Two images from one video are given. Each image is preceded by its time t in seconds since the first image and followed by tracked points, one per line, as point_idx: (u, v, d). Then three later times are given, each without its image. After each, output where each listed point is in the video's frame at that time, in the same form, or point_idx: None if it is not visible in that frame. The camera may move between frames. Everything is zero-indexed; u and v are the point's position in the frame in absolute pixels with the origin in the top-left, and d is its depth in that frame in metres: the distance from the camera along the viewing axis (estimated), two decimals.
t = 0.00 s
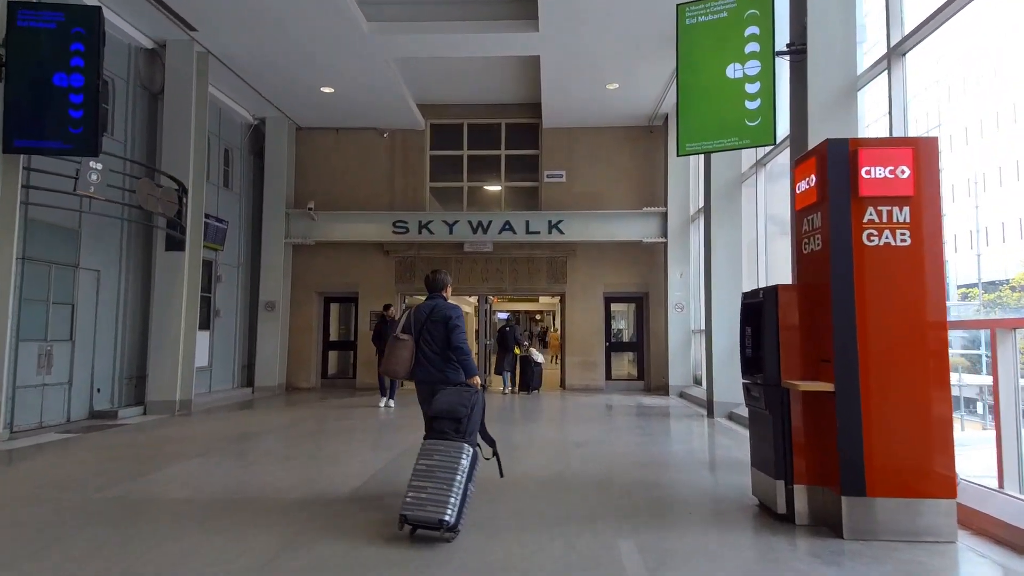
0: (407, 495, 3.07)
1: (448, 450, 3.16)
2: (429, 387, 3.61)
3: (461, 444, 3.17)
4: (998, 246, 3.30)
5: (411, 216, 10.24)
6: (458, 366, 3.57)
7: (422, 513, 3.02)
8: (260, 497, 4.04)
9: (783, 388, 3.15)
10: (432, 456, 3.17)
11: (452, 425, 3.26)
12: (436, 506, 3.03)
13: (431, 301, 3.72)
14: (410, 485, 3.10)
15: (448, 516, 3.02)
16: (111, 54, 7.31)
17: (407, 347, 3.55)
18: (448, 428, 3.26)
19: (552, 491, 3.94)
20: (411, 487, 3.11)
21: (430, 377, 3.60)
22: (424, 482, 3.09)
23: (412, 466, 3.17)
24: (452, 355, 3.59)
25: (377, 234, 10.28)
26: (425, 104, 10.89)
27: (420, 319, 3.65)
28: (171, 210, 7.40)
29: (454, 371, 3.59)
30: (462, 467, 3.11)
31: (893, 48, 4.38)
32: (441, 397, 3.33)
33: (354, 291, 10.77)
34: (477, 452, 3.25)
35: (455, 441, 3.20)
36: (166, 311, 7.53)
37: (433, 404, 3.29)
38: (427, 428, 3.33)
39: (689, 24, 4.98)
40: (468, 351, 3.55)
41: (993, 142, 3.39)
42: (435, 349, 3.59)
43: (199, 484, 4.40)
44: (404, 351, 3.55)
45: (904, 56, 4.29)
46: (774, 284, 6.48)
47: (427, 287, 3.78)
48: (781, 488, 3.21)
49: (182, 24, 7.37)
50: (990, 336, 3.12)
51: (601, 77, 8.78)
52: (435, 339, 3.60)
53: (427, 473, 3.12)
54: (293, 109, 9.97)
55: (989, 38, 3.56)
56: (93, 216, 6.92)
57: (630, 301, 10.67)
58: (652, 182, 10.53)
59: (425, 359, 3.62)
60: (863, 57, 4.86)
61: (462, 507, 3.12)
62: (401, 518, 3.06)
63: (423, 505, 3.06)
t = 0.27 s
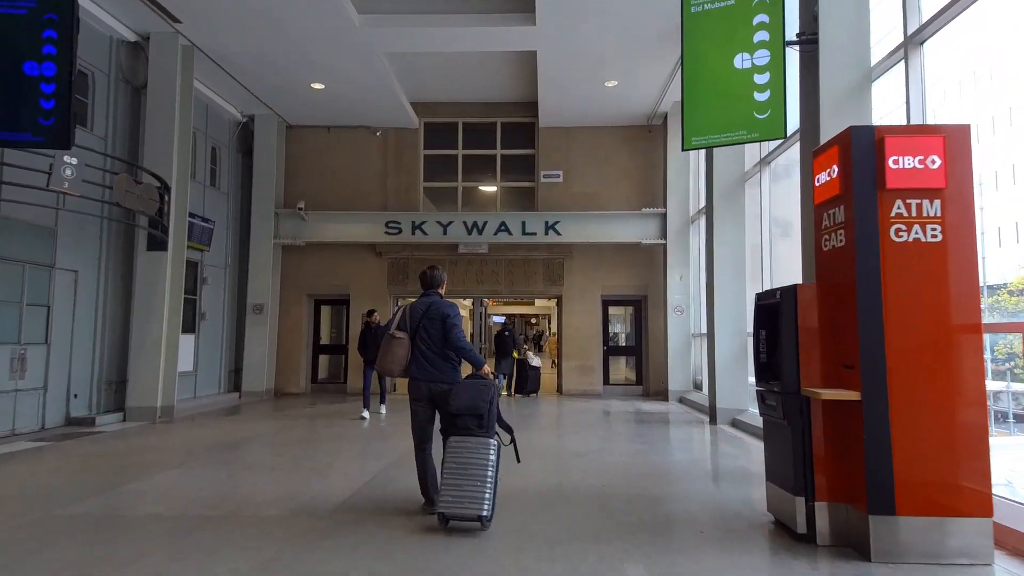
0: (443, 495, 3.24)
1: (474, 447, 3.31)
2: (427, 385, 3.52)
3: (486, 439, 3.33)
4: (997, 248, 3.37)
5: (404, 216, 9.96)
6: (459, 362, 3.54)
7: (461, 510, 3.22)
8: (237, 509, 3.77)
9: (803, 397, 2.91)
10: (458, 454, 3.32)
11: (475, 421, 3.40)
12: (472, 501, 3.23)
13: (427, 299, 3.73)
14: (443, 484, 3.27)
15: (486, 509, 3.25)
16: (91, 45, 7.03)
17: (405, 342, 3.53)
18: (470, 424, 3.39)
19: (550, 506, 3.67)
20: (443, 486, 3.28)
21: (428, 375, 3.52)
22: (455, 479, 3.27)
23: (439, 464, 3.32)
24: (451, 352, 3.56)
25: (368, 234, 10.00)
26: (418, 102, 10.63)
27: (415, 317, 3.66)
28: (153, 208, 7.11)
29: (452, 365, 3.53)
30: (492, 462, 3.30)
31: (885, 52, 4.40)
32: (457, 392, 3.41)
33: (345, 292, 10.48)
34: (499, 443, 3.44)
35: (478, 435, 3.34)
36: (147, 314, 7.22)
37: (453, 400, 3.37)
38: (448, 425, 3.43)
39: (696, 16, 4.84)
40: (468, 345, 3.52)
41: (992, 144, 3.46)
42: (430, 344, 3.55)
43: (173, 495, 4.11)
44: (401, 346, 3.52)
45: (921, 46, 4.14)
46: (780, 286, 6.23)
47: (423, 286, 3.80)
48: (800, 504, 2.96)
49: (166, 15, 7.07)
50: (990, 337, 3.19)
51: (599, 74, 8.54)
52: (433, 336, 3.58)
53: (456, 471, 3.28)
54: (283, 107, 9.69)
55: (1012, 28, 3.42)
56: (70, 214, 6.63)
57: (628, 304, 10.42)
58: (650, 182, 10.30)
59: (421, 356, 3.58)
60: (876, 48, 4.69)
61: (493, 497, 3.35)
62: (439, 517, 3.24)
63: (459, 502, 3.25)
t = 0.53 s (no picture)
0: (471, 495, 3.43)
1: (498, 448, 3.46)
2: (429, 393, 3.56)
3: (508, 439, 3.49)
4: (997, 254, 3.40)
5: (402, 215, 9.70)
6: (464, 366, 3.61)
7: (489, 507, 3.44)
8: (218, 525, 3.50)
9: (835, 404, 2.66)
10: (482, 453, 3.47)
11: (494, 421, 3.51)
12: (499, 498, 3.44)
13: (428, 304, 3.76)
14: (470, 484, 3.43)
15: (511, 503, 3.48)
16: (76, 36, 6.76)
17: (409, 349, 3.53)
18: (490, 424, 3.50)
19: (554, 523, 3.41)
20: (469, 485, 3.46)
21: (431, 382, 3.57)
22: (482, 478, 3.45)
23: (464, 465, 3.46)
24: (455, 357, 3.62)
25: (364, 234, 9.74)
26: (416, 99, 10.39)
27: (417, 324, 3.66)
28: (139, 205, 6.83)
29: (455, 374, 3.60)
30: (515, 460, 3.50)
31: (894, 49, 4.31)
32: (472, 394, 3.46)
33: (341, 294, 10.22)
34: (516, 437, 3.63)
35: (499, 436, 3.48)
36: (133, 315, 6.95)
37: (474, 403, 3.43)
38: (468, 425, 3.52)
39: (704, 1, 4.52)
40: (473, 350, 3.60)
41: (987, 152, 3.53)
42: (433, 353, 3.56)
43: (151, 507, 3.84)
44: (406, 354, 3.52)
45: (949, 30, 3.91)
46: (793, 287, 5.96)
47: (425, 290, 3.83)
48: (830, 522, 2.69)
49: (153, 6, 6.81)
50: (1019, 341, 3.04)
51: (602, 69, 8.29)
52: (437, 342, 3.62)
53: (482, 471, 3.45)
54: (277, 103, 9.44)
55: None
56: (52, 211, 6.35)
57: (631, 306, 10.17)
58: (654, 182, 10.05)
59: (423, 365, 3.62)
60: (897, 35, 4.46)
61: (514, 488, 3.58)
62: (468, 514, 3.44)
63: (487, 499, 3.45)
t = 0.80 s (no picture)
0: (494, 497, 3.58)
1: (521, 453, 3.61)
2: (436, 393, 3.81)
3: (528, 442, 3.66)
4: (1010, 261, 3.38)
5: (404, 217, 9.47)
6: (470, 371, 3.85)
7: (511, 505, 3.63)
8: (205, 544, 3.26)
9: (884, 418, 2.39)
10: (505, 458, 3.59)
11: (513, 426, 3.64)
12: (517, 495, 3.64)
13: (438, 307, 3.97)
14: (495, 485, 3.58)
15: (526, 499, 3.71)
16: (69, 33, 6.57)
17: (419, 348, 3.77)
18: (509, 429, 3.62)
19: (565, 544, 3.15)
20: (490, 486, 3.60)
21: (438, 383, 3.83)
22: (503, 478, 3.61)
23: (485, 469, 3.56)
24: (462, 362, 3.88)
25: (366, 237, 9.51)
26: (418, 99, 10.17)
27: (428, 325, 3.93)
28: (132, 205, 6.60)
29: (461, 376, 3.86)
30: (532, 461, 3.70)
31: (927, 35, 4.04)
32: (496, 403, 3.59)
33: (342, 298, 9.98)
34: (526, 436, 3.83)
35: (519, 439, 3.63)
36: (126, 320, 6.73)
37: (497, 412, 3.56)
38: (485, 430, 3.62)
39: None
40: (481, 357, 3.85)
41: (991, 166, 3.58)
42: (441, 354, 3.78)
43: (135, 523, 3.60)
44: (415, 354, 3.75)
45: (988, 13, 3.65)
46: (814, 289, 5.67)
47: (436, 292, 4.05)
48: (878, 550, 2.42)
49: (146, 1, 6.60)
50: None
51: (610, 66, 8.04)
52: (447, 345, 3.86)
53: (504, 472, 3.60)
54: (277, 103, 9.24)
55: None
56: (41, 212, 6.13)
57: (639, 310, 9.90)
58: (663, 182, 9.79)
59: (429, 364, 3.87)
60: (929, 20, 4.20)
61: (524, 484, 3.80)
62: (490, 515, 3.58)
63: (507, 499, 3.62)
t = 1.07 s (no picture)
0: (510, 491, 3.76)
1: (531, 446, 3.86)
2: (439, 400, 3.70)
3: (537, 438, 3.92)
4: None
5: (406, 215, 9.21)
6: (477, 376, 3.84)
7: (523, 499, 3.82)
8: (185, 559, 2.99)
9: (946, 424, 2.10)
10: (520, 453, 3.81)
11: (525, 423, 3.85)
12: (529, 489, 3.86)
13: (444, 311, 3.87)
14: (511, 480, 3.77)
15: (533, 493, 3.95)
16: (59, 21, 6.34)
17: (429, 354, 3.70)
18: (523, 426, 3.85)
19: (580, 563, 2.87)
20: (506, 481, 3.78)
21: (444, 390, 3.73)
22: (518, 473, 3.82)
23: (502, 463, 3.76)
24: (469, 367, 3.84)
25: (368, 236, 9.25)
26: (422, 94, 9.92)
27: (433, 329, 3.82)
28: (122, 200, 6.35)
29: (466, 383, 3.73)
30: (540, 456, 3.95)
31: (964, 11, 3.74)
32: (513, 401, 3.77)
33: (343, 299, 9.73)
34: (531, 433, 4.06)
35: (530, 435, 3.86)
36: (117, 319, 6.48)
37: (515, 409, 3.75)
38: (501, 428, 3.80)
39: None
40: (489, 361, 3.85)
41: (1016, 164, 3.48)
42: (449, 359, 3.71)
43: (112, 534, 3.34)
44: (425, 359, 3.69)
45: None
46: (838, 287, 5.36)
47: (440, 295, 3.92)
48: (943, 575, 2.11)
49: None
50: None
51: (619, 57, 7.76)
52: (455, 351, 3.80)
53: (519, 467, 3.80)
54: (276, 98, 9.00)
55: None
56: (28, 206, 5.90)
57: (648, 311, 9.61)
58: (673, 179, 9.50)
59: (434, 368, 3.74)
60: None
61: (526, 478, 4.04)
62: (506, 508, 3.76)
63: (521, 493, 3.82)
